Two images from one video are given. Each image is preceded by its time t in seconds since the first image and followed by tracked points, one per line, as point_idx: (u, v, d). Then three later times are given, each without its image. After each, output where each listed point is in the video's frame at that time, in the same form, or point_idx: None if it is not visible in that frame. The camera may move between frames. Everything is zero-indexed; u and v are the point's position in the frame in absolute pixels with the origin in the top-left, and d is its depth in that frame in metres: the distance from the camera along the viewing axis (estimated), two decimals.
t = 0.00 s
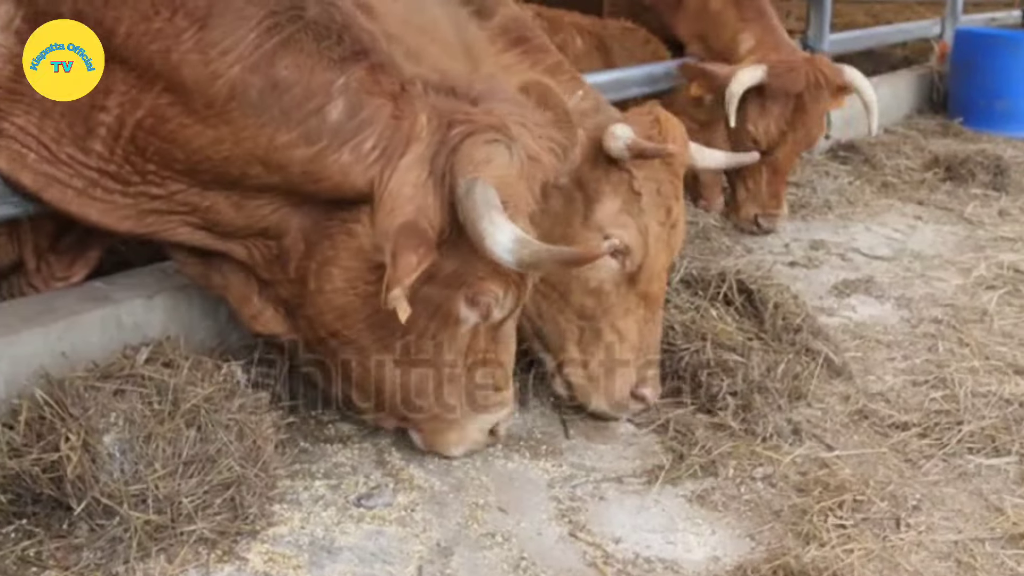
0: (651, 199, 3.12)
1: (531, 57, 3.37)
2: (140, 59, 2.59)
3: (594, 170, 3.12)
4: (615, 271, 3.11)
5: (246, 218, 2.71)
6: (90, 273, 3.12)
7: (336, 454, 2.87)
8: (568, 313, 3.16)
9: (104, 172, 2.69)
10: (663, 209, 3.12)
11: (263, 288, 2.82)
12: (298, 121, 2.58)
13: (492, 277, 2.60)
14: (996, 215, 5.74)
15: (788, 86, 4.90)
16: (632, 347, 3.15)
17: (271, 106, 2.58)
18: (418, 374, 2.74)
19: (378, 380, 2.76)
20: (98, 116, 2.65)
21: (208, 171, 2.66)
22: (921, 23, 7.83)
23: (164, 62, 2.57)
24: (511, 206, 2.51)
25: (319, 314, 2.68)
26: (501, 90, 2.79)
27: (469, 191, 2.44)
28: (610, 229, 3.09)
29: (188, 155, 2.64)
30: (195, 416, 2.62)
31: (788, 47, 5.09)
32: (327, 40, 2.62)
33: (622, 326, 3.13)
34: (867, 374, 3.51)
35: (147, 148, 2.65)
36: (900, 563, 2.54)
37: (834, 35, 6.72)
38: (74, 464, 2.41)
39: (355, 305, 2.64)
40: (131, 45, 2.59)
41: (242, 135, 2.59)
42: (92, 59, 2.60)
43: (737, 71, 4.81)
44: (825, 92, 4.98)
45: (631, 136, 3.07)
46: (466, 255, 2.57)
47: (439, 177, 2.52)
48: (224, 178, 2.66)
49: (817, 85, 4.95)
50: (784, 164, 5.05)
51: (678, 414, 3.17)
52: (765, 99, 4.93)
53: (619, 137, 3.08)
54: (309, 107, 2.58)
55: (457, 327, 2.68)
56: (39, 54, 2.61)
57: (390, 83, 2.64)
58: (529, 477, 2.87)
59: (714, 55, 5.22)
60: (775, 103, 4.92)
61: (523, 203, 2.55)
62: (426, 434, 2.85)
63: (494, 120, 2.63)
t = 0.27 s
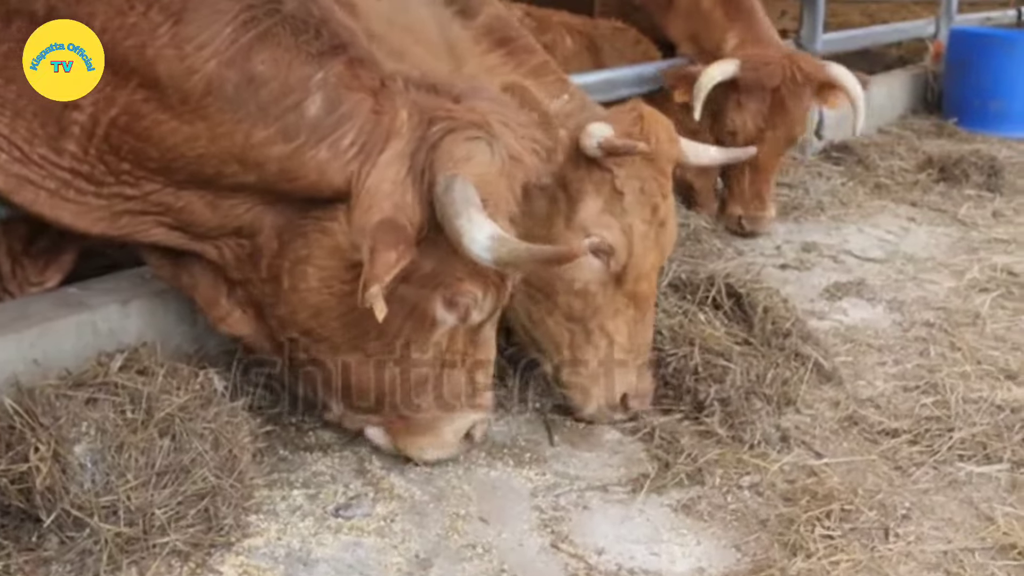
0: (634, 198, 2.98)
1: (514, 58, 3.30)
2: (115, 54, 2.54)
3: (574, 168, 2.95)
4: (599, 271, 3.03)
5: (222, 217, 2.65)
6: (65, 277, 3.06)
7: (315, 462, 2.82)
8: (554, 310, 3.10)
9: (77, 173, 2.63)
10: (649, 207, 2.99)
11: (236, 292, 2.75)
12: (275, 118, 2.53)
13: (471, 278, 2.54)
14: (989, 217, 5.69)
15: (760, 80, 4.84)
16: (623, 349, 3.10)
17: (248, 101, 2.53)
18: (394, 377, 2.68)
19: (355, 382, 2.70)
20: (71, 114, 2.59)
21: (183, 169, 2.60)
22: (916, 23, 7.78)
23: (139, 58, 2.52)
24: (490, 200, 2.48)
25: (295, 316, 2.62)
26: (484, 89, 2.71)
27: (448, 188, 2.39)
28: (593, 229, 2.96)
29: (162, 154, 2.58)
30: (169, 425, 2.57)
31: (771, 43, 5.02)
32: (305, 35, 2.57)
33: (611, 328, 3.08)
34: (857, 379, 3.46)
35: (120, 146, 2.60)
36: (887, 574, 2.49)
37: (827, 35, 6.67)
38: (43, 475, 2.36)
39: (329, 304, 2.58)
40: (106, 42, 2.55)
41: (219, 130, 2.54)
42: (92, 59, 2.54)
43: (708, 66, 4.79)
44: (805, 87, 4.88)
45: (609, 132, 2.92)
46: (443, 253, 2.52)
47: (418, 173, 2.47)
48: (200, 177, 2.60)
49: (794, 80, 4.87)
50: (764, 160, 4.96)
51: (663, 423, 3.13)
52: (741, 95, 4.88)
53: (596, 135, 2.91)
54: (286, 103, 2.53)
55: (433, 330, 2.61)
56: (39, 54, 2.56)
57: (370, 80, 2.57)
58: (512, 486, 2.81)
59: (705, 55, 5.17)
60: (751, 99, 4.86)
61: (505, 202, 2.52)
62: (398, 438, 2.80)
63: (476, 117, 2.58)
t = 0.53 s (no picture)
0: (635, 192, 2.94)
1: (503, 70, 3.09)
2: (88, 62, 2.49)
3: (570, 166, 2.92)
4: (606, 269, 2.96)
5: (195, 233, 2.63)
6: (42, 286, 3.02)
7: (298, 473, 2.78)
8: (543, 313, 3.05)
9: (50, 183, 2.59)
10: (649, 201, 2.96)
11: (213, 304, 2.71)
12: (246, 133, 2.50)
13: (432, 297, 2.54)
14: (983, 220, 5.65)
15: (730, 78, 4.81)
16: (633, 347, 3.02)
17: (221, 117, 2.49)
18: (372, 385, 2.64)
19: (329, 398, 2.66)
20: (44, 120, 2.55)
21: (156, 183, 2.57)
22: (912, 24, 7.74)
23: (112, 68, 2.48)
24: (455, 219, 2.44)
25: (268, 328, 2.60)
26: (469, 106, 2.70)
27: (405, 202, 2.34)
28: (597, 226, 2.92)
29: (135, 165, 2.55)
30: (146, 437, 2.53)
31: (750, 43, 4.96)
32: (280, 49, 2.53)
33: (618, 325, 3.00)
34: (847, 387, 3.42)
35: (94, 155, 2.56)
36: None
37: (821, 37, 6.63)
38: (17, 488, 2.32)
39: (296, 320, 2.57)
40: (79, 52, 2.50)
41: (192, 145, 2.51)
42: (92, 59, 2.47)
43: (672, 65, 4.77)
44: (777, 87, 4.81)
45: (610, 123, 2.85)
46: (406, 272, 2.51)
47: (385, 187, 2.41)
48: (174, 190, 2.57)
49: (764, 78, 4.80)
50: (739, 161, 4.86)
51: (653, 431, 3.08)
52: (712, 95, 4.84)
53: (596, 128, 2.85)
54: (258, 118, 2.50)
55: (397, 348, 2.60)
56: (39, 54, 2.49)
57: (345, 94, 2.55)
58: (496, 498, 2.78)
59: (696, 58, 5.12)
60: (722, 98, 4.82)
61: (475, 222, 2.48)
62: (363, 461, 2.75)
63: (447, 132, 2.55)
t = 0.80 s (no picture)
0: (618, 198, 3.02)
1: (486, 63, 3.08)
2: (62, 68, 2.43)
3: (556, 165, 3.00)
4: (577, 270, 3.04)
5: (175, 241, 2.58)
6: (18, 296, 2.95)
7: (278, 487, 2.73)
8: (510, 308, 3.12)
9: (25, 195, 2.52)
10: (630, 208, 3.03)
11: (195, 310, 2.67)
12: (227, 133, 2.45)
13: (417, 292, 2.48)
14: (977, 225, 5.61)
15: (713, 84, 4.74)
16: (595, 347, 3.10)
17: (200, 118, 2.45)
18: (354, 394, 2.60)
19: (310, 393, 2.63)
20: (21, 130, 2.48)
21: (136, 189, 2.51)
22: (907, 27, 7.70)
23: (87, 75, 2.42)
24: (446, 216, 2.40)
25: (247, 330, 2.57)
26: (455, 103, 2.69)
27: (397, 196, 2.30)
28: (575, 228, 3.00)
29: (114, 171, 2.49)
30: (122, 453, 2.49)
31: (736, 46, 4.90)
32: (257, 48, 2.49)
33: (584, 325, 3.08)
34: (837, 398, 3.38)
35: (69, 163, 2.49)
36: None
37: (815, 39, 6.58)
38: None
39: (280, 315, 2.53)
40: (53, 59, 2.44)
41: (171, 149, 2.45)
42: (92, 59, 2.40)
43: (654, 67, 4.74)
44: (759, 95, 4.77)
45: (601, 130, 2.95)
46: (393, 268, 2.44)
47: (375, 179, 2.39)
48: (153, 198, 2.52)
49: (744, 86, 4.75)
50: (720, 170, 4.80)
51: (631, 436, 3.07)
52: (693, 99, 4.78)
53: (586, 134, 2.94)
54: (237, 118, 2.46)
55: (377, 342, 2.55)
56: (39, 54, 2.41)
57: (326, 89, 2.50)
58: (479, 513, 2.73)
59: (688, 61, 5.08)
60: (703, 102, 4.77)
61: (462, 216, 2.45)
62: (334, 454, 2.72)
63: (439, 125, 2.52)
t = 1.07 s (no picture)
0: (600, 217, 3.09)
1: (475, 60, 3.28)
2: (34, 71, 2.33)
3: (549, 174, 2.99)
4: (542, 273, 3.09)
5: (154, 247, 2.48)
6: None
7: (258, 499, 2.68)
8: (487, 300, 3.13)
9: None
10: (606, 227, 3.13)
11: (174, 318, 2.57)
12: (208, 134, 2.36)
13: (409, 286, 2.42)
14: (972, 228, 5.57)
15: (712, 92, 4.64)
16: (538, 348, 3.17)
17: (180, 118, 2.36)
18: (337, 403, 2.53)
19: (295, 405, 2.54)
20: None
21: (113, 194, 2.41)
22: (902, 27, 7.65)
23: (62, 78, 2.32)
24: (433, 204, 2.36)
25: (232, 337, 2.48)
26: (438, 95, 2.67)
27: (390, 181, 2.26)
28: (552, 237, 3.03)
29: (91, 178, 2.39)
30: (95, 465, 2.45)
31: (738, 50, 4.78)
32: (238, 46, 2.42)
33: (533, 325, 3.15)
34: (828, 405, 3.33)
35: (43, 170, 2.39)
36: None
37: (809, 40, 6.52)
38: None
39: (267, 322, 2.45)
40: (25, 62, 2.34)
41: (150, 151, 2.36)
42: (92, 59, 2.29)
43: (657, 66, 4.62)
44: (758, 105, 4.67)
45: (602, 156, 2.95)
46: (384, 260, 2.39)
47: (364, 170, 2.32)
48: (132, 204, 2.42)
49: (744, 95, 4.65)
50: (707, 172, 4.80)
51: (615, 446, 3.03)
52: (689, 100, 4.70)
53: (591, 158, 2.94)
54: (219, 118, 2.37)
55: (371, 343, 2.47)
56: (39, 53, 2.29)
57: (308, 87, 2.43)
58: (462, 525, 2.68)
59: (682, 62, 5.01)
60: (700, 107, 4.69)
61: (451, 206, 2.43)
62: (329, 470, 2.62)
63: (426, 116, 2.47)
